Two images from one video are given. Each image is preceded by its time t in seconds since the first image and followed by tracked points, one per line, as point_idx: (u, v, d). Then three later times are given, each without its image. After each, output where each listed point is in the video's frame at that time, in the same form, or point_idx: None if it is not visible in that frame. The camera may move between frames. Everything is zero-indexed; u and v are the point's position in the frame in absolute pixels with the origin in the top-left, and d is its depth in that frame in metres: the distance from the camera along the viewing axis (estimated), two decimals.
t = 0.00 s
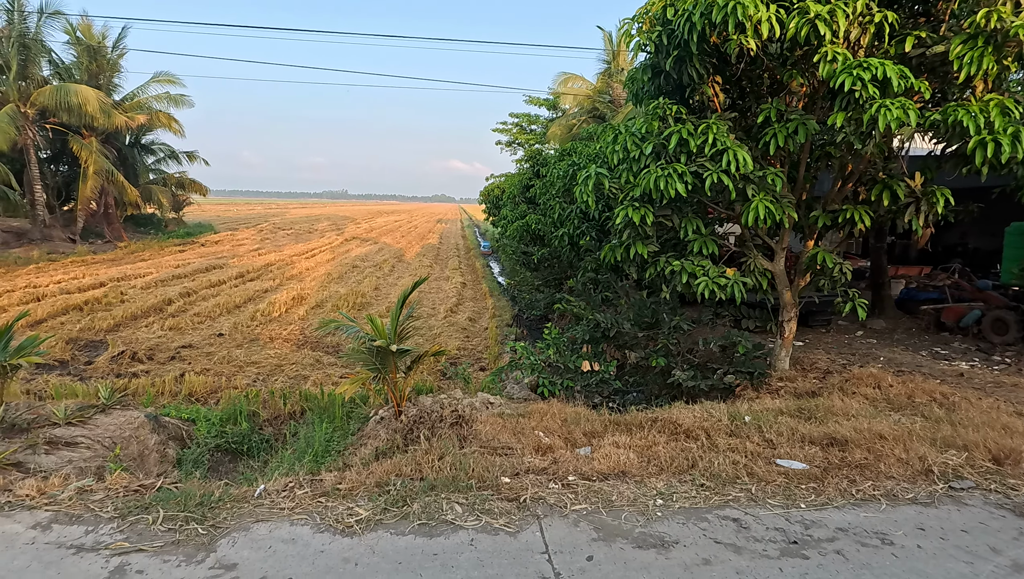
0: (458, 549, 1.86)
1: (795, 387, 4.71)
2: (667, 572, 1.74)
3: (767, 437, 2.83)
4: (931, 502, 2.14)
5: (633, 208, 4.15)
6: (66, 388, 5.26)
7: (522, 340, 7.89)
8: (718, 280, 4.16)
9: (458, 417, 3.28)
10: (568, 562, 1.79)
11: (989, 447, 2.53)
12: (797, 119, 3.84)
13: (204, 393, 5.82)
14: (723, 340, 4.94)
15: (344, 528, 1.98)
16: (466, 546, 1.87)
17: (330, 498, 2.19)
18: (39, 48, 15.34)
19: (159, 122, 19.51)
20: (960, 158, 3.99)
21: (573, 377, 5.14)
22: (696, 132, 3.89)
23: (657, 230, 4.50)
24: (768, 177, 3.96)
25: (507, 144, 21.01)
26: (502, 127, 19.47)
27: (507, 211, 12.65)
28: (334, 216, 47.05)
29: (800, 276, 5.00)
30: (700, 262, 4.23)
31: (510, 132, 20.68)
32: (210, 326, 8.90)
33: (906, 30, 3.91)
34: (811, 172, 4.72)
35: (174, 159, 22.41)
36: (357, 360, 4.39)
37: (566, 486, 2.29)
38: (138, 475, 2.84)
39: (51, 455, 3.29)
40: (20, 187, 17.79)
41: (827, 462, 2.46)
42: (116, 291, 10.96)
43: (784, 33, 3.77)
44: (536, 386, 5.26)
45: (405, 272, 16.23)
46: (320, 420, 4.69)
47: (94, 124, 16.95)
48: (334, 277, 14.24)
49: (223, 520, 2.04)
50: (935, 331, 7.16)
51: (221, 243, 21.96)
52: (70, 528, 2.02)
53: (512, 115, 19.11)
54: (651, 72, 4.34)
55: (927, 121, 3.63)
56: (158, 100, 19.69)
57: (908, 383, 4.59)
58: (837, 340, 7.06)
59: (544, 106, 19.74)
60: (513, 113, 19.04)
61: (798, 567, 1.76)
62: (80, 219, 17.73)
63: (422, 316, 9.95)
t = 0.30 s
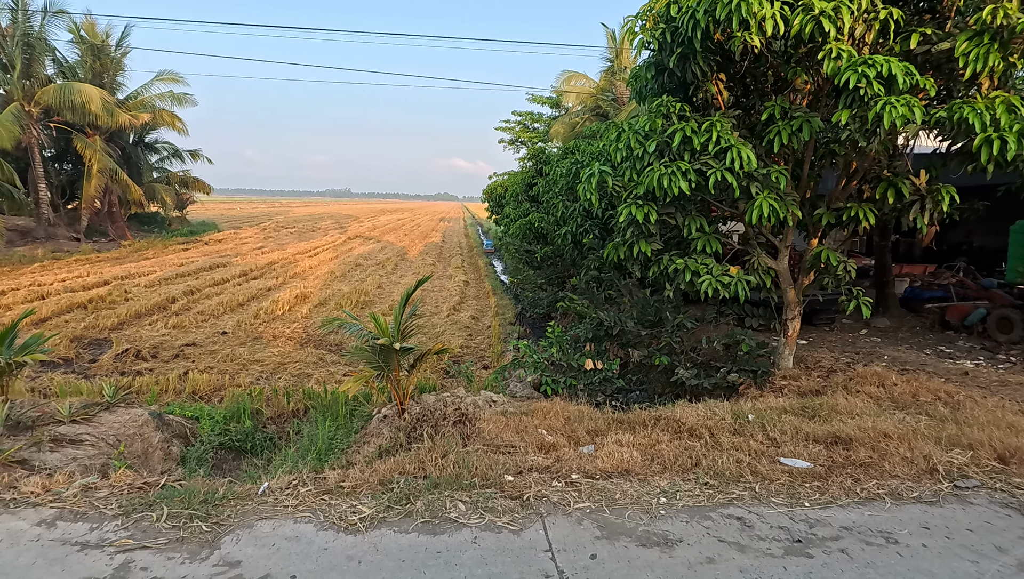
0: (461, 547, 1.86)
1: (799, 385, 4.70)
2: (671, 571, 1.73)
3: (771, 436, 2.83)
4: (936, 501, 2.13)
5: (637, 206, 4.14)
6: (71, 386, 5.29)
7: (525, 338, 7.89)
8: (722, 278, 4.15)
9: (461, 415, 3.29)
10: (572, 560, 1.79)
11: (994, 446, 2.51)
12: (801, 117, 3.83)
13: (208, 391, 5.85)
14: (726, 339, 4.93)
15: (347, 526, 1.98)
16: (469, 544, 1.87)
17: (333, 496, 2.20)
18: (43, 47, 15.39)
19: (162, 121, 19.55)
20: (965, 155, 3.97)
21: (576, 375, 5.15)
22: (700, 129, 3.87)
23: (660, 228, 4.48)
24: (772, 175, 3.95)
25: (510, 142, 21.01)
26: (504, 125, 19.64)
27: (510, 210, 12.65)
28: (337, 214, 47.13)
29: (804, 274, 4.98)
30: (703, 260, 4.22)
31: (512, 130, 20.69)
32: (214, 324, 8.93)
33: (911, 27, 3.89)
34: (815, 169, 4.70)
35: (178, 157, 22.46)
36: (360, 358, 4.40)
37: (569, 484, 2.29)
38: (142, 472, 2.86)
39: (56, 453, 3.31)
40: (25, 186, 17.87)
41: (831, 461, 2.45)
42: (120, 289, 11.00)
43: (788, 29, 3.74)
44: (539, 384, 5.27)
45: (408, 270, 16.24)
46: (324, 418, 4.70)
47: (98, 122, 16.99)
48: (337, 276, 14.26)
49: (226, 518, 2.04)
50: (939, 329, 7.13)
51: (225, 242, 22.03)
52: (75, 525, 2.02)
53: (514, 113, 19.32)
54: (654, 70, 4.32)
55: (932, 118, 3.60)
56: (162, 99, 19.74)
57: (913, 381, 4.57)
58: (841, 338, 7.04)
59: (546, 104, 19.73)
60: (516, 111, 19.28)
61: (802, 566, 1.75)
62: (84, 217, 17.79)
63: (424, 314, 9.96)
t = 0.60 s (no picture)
0: (459, 545, 1.85)
1: (798, 383, 4.69)
2: (668, 569, 1.73)
3: (770, 433, 2.83)
4: (935, 499, 2.12)
5: (636, 204, 4.13)
6: (71, 383, 5.29)
7: (525, 336, 7.89)
8: (721, 276, 4.14)
9: (460, 412, 3.29)
10: (569, 558, 1.79)
11: (994, 443, 2.51)
12: (801, 114, 3.82)
13: (208, 389, 5.85)
14: (726, 336, 4.94)
15: (345, 523, 1.98)
16: (467, 542, 1.87)
17: (331, 494, 2.19)
18: (43, 45, 15.40)
19: (163, 119, 19.55)
20: (966, 152, 3.95)
21: (576, 373, 5.15)
22: (700, 127, 3.85)
23: (660, 225, 4.48)
24: (773, 172, 3.94)
25: (510, 140, 21.00)
26: (505, 123, 19.75)
27: (510, 207, 12.63)
28: (338, 212, 47.17)
29: (804, 272, 4.97)
30: (703, 258, 4.21)
31: (513, 128, 20.67)
32: (214, 322, 8.93)
33: (912, 23, 3.87)
34: (815, 167, 4.69)
35: (178, 155, 22.46)
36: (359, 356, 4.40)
37: (567, 482, 2.29)
38: (141, 470, 2.86)
39: (56, 450, 3.33)
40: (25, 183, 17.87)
41: (830, 459, 2.44)
42: (120, 287, 11.01)
43: (788, 26, 3.73)
44: (539, 382, 5.27)
45: (408, 268, 16.24)
46: (323, 417, 4.70)
47: (98, 120, 16.98)
48: (337, 274, 14.26)
49: (224, 515, 2.04)
50: (940, 327, 7.12)
51: (225, 240, 22.03)
52: (72, 523, 2.02)
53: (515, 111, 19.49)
54: (654, 67, 4.30)
55: (932, 115, 3.59)
56: (162, 97, 19.73)
57: (913, 379, 4.57)
58: (841, 336, 7.03)
59: (547, 101, 19.71)
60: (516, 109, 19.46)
61: (801, 564, 1.75)
62: (85, 215, 17.80)
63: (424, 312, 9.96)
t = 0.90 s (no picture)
0: (455, 543, 1.84)
1: (798, 378, 4.68)
2: (666, 567, 1.72)
3: (769, 430, 2.81)
4: (936, 495, 2.11)
5: (635, 199, 4.10)
6: (67, 380, 5.27)
7: (523, 332, 7.88)
8: (720, 271, 4.12)
9: (457, 409, 3.27)
10: (567, 556, 1.78)
11: (994, 439, 2.50)
12: (801, 108, 3.79)
13: (205, 385, 5.83)
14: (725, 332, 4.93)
15: (340, 522, 1.96)
16: (463, 540, 1.85)
17: (326, 491, 2.18)
18: (39, 40, 15.31)
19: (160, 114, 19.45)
20: (966, 147, 3.93)
21: (574, 368, 5.14)
22: (699, 121, 3.82)
23: (659, 221, 4.45)
24: (773, 167, 3.91)
25: (509, 135, 20.94)
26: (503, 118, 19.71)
27: (509, 203, 12.59)
28: (337, 208, 47.10)
29: (803, 267, 4.95)
30: (702, 253, 4.18)
31: (511, 123, 20.61)
32: (212, 318, 8.90)
33: (913, 16, 3.83)
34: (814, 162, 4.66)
35: (176, 151, 22.37)
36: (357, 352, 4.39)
37: (565, 479, 2.27)
38: (135, 468, 2.84)
39: (51, 448, 3.33)
40: (22, 179, 17.79)
41: (829, 455, 2.43)
42: (118, 283, 10.98)
43: (788, 20, 3.70)
44: (538, 377, 5.26)
45: (407, 264, 16.20)
46: (322, 413, 4.69)
47: (95, 116, 16.89)
48: (336, 270, 14.23)
49: (218, 513, 2.02)
50: (939, 322, 7.12)
51: (224, 236, 21.97)
52: (64, 521, 2.00)
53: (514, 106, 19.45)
54: (653, 61, 4.26)
55: (933, 109, 3.56)
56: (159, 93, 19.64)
57: (912, 375, 4.56)
58: (840, 331, 7.02)
59: (546, 97, 19.63)
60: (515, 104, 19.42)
61: (800, 561, 1.74)
62: (82, 211, 17.73)
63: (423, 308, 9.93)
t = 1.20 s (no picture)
0: (448, 547, 1.80)
1: (795, 374, 4.66)
2: (664, 570, 1.68)
3: (767, 427, 2.78)
4: (936, 495, 2.08)
5: (632, 193, 4.05)
6: (58, 377, 5.21)
7: (520, 328, 7.84)
8: (718, 267, 4.08)
9: (452, 406, 3.22)
10: (562, 559, 1.74)
11: (995, 437, 2.47)
12: (800, 101, 3.74)
13: (199, 382, 5.77)
14: (723, 328, 4.90)
15: (330, 525, 1.92)
16: (456, 543, 1.82)
17: (317, 493, 2.13)
18: (31, 33, 15.10)
19: (153, 109, 19.23)
20: (966, 141, 3.89)
21: (571, 365, 5.10)
22: (697, 114, 3.77)
23: (656, 216, 4.41)
24: (771, 161, 3.86)
25: (505, 130, 20.85)
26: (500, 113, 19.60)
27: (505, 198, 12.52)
28: (333, 203, 46.90)
29: (802, 262, 4.91)
30: (699, 249, 4.14)
31: (508, 118, 20.50)
32: (206, 314, 8.83)
33: (913, 8, 3.77)
34: (813, 156, 4.61)
35: (170, 146, 22.18)
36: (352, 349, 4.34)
37: (561, 479, 2.24)
38: (123, 468, 2.79)
39: (40, 447, 3.29)
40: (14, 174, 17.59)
41: (829, 453, 2.40)
42: (111, 279, 10.87)
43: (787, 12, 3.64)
44: (534, 374, 5.22)
45: (403, 259, 16.12)
46: (316, 410, 4.64)
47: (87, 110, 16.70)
48: (332, 265, 14.14)
49: (205, 516, 1.98)
50: (936, 318, 7.11)
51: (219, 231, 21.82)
52: (47, 525, 1.96)
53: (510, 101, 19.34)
54: (650, 53, 4.20)
55: (933, 103, 3.52)
56: (152, 87, 19.43)
57: (910, 371, 4.54)
58: (838, 327, 7.01)
59: (542, 91, 19.53)
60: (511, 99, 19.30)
61: (800, 564, 1.70)
62: (76, 207, 17.56)
63: (419, 304, 9.88)
